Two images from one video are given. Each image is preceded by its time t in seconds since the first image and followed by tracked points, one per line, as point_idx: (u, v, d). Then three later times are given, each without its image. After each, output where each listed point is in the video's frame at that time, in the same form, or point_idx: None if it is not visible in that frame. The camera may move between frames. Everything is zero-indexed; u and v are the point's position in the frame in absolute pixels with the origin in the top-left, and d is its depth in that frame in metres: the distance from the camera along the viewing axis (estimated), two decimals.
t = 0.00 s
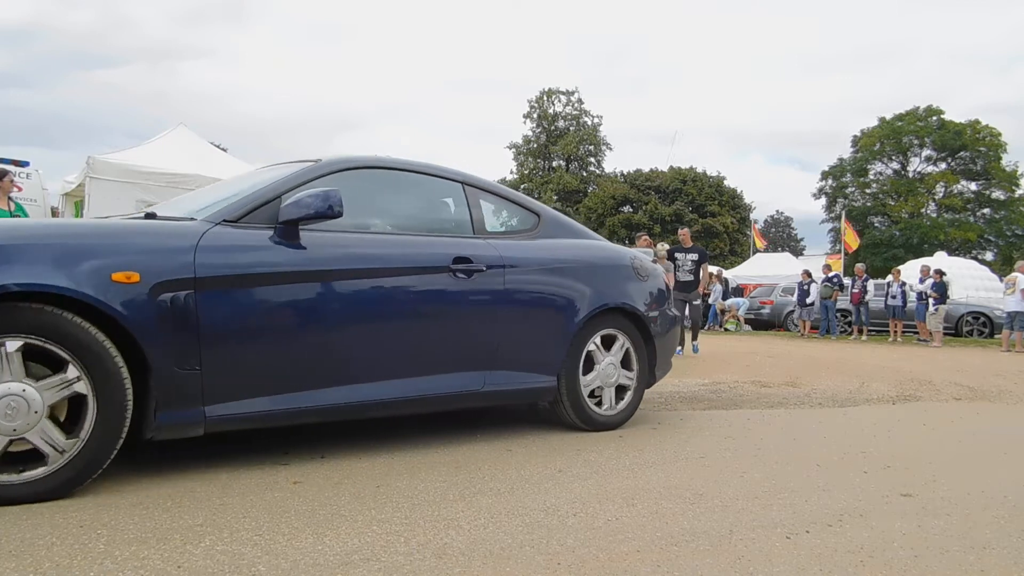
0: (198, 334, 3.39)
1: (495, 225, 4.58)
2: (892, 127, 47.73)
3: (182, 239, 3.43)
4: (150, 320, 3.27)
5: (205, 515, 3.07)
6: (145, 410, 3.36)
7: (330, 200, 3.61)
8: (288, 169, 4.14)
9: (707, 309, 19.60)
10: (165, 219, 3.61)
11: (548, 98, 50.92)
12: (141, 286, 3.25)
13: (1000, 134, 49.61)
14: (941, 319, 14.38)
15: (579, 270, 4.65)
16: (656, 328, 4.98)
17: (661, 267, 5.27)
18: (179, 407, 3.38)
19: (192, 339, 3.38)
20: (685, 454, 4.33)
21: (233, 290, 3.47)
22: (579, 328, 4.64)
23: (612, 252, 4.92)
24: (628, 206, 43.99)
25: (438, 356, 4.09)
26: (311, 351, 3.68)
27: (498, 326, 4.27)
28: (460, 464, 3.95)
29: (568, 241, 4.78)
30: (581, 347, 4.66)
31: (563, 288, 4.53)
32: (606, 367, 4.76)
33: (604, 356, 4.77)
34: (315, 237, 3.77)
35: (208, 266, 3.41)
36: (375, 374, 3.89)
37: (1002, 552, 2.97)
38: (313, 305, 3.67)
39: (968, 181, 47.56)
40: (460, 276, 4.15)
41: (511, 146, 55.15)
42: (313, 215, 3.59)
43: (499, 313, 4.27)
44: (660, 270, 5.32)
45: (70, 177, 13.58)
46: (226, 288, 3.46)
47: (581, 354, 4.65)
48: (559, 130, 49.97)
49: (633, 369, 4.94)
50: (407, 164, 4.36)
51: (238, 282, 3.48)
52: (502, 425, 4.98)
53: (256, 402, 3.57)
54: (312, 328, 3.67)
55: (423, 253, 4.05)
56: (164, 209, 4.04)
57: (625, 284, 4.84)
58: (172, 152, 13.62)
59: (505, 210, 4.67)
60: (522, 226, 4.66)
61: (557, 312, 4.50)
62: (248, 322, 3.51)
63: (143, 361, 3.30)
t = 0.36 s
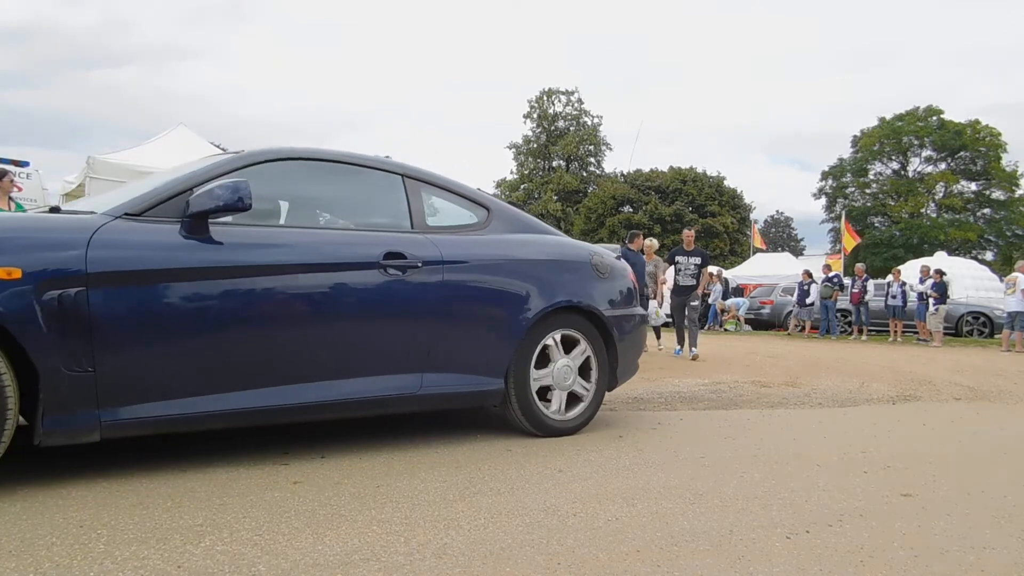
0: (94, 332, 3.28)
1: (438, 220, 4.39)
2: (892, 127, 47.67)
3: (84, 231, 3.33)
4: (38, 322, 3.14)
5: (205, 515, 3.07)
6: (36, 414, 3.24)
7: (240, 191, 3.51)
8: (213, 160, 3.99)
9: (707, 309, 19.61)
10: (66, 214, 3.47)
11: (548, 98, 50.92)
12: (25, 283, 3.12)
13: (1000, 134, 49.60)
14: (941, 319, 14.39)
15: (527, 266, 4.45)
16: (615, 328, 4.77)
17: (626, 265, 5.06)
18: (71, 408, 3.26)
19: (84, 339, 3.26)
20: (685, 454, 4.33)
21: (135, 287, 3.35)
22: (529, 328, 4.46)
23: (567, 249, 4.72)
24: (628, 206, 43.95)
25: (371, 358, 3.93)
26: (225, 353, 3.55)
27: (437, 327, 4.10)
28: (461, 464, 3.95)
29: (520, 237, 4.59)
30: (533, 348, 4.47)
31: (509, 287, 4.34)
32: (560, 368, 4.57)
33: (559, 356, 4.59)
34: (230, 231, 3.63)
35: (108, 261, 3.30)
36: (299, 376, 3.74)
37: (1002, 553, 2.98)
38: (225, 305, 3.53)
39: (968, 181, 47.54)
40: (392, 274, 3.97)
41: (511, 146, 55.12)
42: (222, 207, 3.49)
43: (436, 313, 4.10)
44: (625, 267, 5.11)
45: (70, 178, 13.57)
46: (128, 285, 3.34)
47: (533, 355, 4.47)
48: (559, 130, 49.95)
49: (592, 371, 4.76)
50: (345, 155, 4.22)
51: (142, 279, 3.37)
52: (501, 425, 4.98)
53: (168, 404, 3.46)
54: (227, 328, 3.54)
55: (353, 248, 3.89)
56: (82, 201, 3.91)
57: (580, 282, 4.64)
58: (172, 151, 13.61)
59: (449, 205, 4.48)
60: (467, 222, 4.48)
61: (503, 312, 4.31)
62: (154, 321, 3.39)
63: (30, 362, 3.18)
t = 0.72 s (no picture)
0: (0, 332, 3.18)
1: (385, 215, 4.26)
2: (891, 127, 47.65)
3: None
4: None
5: (205, 515, 3.07)
6: None
7: (152, 184, 3.42)
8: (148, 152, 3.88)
9: (707, 309, 19.61)
10: None
11: (548, 98, 50.90)
12: None
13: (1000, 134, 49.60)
14: (941, 319, 14.39)
15: (477, 262, 4.30)
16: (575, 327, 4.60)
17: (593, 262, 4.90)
18: None
19: None
20: (686, 454, 4.33)
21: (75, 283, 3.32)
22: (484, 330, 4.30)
23: (522, 244, 4.56)
24: (628, 206, 43.90)
25: (328, 359, 3.86)
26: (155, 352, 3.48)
27: (380, 327, 3.97)
28: (461, 464, 3.95)
29: (471, 232, 4.44)
30: (488, 351, 4.31)
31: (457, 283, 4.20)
32: (518, 373, 4.41)
33: (517, 359, 4.42)
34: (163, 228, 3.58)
35: (13, 257, 3.21)
36: (235, 378, 3.65)
37: (1002, 553, 2.98)
38: (154, 303, 3.46)
39: (968, 181, 47.53)
40: (327, 271, 3.85)
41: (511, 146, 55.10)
42: (138, 200, 3.39)
43: (380, 313, 3.97)
44: (590, 263, 4.93)
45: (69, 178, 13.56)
46: (39, 284, 3.26)
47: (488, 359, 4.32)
48: (559, 130, 49.94)
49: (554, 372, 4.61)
50: (289, 149, 4.12)
51: (70, 274, 3.31)
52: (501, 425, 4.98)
53: (90, 407, 3.38)
54: (158, 327, 3.48)
55: (285, 243, 3.77)
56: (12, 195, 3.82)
57: (535, 279, 4.47)
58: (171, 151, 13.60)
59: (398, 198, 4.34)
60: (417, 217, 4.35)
61: (452, 312, 4.17)
62: (80, 318, 3.33)
63: None
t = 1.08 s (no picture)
0: None
1: (338, 211, 4.11)
2: (891, 128, 47.66)
3: None
4: None
5: (206, 515, 3.07)
6: None
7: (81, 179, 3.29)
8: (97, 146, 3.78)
9: (707, 309, 19.62)
10: None
11: (548, 99, 50.89)
12: None
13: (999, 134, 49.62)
14: (941, 319, 14.40)
15: (435, 260, 4.15)
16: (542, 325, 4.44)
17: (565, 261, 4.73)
18: None
19: None
20: (686, 454, 4.33)
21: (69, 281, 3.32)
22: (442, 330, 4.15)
23: (486, 241, 4.41)
24: (628, 207, 43.88)
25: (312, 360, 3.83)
26: (104, 351, 3.40)
27: (337, 327, 3.86)
28: (461, 464, 3.95)
29: (431, 228, 4.30)
30: (447, 352, 4.16)
31: (413, 282, 4.05)
32: (480, 373, 4.25)
33: (480, 359, 4.26)
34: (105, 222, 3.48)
35: None
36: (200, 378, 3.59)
37: (1002, 552, 2.98)
38: (111, 300, 3.40)
39: (968, 181, 47.54)
40: (273, 270, 3.72)
41: (511, 146, 55.09)
42: (66, 193, 3.26)
43: (334, 313, 3.85)
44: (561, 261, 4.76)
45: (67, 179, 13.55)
46: None
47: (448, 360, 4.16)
48: (559, 130, 49.96)
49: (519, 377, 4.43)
50: (242, 143, 3.99)
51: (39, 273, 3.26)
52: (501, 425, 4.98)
53: (50, 406, 3.32)
54: (110, 326, 3.40)
55: (228, 240, 3.65)
56: None
57: (497, 277, 4.31)
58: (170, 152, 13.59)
59: (353, 195, 4.20)
60: (372, 213, 4.20)
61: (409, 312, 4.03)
62: (33, 314, 3.26)
63: None
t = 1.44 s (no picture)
0: None
1: (298, 208, 4.01)
2: (891, 128, 47.65)
3: None
4: None
5: (205, 515, 3.07)
6: None
7: (22, 172, 3.23)
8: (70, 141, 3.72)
9: (708, 309, 19.62)
10: None
11: (548, 99, 50.89)
12: None
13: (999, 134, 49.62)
14: (941, 319, 14.39)
15: (400, 258, 4.05)
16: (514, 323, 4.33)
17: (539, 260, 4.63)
18: None
19: None
20: (686, 454, 4.33)
21: (67, 280, 3.31)
22: (407, 333, 4.05)
23: (456, 240, 4.31)
24: (629, 207, 43.85)
25: (308, 362, 3.82)
26: (80, 347, 3.34)
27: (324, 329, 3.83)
28: (461, 464, 3.95)
29: (399, 226, 4.21)
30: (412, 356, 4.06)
31: (376, 281, 3.95)
32: (449, 375, 4.15)
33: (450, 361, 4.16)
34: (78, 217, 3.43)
35: None
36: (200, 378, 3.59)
37: (1002, 552, 2.98)
38: (101, 297, 3.37)
39: (968, 182, 47.53)
40: (230, 268, 3.63)
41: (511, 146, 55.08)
42: (6, 188, 3.20)
43: (298, 312, 3.76)
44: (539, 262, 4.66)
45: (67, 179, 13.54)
46: None
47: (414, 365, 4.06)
48: (559, 130, 49.97)
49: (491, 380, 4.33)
50: (204, 138, 3.91)
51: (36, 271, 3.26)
52: (501, 425, 4.97)
53: (49, 403, 3.32)
54: (87, 322, 3.35)
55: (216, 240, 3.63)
56: None
57: (465, 276, 4.21)
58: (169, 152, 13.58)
59: (315, 191, 4.10)
60: (334, 211, 4.10)
61: (375, 311, 3.94)
62: (15, 311, 3.22)
63: None
